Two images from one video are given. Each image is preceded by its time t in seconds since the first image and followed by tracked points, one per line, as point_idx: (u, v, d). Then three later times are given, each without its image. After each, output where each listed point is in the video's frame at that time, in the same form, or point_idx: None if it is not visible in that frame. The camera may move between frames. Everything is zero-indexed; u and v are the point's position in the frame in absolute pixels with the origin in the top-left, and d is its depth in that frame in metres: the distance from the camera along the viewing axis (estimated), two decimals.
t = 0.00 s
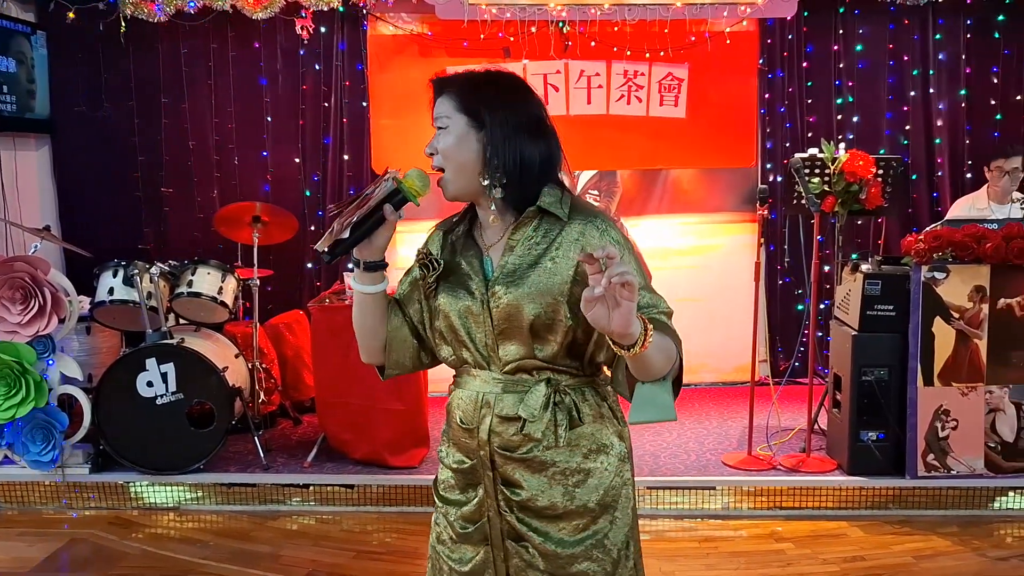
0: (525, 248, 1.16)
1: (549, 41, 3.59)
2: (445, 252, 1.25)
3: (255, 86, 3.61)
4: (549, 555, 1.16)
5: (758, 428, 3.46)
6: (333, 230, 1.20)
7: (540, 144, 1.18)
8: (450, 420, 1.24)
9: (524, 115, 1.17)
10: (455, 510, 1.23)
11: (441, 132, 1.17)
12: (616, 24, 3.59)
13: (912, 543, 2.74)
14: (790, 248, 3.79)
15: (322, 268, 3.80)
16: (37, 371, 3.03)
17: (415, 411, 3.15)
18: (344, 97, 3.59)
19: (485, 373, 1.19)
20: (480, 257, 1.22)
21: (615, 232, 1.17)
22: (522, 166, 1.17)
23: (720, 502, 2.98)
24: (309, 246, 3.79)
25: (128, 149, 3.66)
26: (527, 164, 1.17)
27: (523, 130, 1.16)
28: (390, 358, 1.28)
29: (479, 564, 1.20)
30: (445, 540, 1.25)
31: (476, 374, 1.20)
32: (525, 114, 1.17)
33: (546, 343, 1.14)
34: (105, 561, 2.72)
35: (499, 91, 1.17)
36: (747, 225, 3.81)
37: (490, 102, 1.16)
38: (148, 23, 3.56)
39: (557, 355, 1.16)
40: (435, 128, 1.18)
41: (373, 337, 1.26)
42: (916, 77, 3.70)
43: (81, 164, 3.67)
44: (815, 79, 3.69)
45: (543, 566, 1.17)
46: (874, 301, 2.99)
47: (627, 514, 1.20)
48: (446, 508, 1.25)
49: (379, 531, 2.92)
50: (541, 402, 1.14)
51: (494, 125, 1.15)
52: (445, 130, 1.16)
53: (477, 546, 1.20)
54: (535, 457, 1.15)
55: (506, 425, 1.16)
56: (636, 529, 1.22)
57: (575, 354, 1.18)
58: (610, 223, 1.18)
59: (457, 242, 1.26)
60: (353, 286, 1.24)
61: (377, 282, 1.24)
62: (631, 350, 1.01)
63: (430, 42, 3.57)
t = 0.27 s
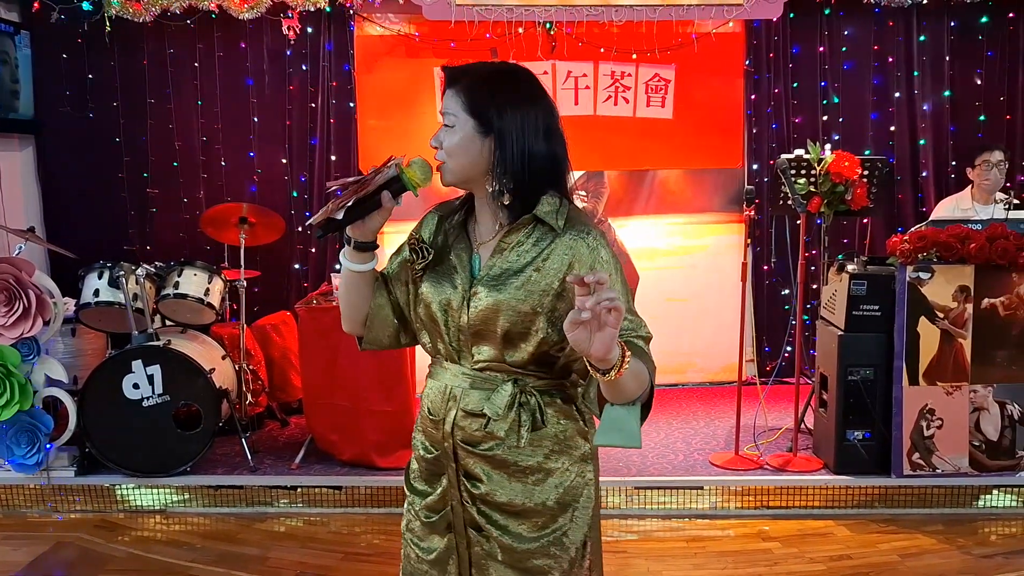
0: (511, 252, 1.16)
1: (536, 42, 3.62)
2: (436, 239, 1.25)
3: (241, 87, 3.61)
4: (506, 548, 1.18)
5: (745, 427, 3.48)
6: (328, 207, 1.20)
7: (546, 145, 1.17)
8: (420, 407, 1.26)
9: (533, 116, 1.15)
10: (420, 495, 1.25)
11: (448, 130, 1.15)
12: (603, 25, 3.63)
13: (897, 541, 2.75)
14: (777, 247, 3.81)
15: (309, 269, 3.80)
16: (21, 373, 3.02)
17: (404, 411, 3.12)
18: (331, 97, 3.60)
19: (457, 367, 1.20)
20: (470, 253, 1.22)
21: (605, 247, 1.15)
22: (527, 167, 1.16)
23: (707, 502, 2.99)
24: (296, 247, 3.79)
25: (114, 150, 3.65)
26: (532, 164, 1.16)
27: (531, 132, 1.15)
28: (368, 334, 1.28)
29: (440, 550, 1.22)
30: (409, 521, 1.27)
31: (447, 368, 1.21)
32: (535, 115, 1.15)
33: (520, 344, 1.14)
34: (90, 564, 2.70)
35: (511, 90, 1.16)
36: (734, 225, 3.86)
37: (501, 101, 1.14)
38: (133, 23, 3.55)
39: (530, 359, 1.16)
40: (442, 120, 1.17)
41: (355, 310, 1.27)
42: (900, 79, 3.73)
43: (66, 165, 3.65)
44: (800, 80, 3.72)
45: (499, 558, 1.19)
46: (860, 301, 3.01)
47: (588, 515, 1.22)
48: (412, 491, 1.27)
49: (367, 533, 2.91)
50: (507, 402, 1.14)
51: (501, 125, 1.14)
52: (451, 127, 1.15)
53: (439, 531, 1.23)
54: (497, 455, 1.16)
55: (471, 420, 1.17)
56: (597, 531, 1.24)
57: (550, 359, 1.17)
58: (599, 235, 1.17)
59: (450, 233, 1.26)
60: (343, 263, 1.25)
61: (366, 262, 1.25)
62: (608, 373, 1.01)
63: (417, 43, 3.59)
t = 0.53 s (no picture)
0: (479, 258, 1.17)
1: (524, 41, 3.63)
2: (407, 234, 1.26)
3: (228, 85, 3.60)
4: (449, 542, 1.19)
5: (734, 426, 3.48)
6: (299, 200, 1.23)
7: (522, 157, 1.16)
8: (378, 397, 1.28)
9: (509, 128, 1.15)
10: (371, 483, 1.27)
11: (422, 140, 1.16)
12: (592, 24, 3.65)
13: (886, 539, 2.76)
14: (765, 247, 3.82)
15: (297, 269, 3.79)
16: (6, 374, 2.99)
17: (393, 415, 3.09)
18: (319, 96, 3.59)
19: (413, 362, 1.22)
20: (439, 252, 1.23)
21: (573, 259, 1.14)
22: (501, 178, 1.16)
23: (697, 501, 2.98)
24: (284, 247, 3.79)
25: (100, 150, 3.63)
26: (506, 175, 1.16)
27: (506, 144, 1.15)
28: (334, 321, 1.29)
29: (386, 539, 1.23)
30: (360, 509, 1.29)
31: (404, 362, 1.23)
32: (511, 127, 1.15)
33: (477, 344, 1.16)
34: (75, 566, 2.66)
35: (489, 100, 1.15)
36: (724, 225, 3.86)
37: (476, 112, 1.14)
38: (119, 21, 3.54)
39: (486, 361, 1.17)
40: (418, 128, 1.18)
41: (322, 296, 1.28)
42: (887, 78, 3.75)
43: (51, 164, 3.62)
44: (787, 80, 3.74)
45: (443, 551, 1.20)
46: (848, 300, 3.02)
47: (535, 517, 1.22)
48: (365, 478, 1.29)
49: (355, 534, 2.89)
50: (458, 400, 1.16)
51: (476, 137, 1.14)
52: (424, 136, 1.16)
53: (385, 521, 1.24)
54: (445, 451, 1.18)
55: (422, 414, 1.19)
56: (546, 534, 1.24)
57: (509, 362, 1.18)
58: (570, 247, 1.16)
59: (419, 232, 1.27)
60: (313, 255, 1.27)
61: (335, 255, 1.27)
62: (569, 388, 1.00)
63: (405, 42, 3.61)
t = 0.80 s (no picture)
0: (424, 264, 1.18)
1: (514, 41, 3.65)
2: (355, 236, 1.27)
3: (217, 85, 3.60)
4: (388, 540, 1.22)
5: (725, 425, 3.49)
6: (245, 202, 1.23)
7: (467, 166, 1.18)
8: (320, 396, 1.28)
9: (454, 136, 1.16)
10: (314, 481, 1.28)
11: (372, 143, 1.18)
12: (582, 24, 3.66)
13: (875, 537, 2.76)
14: (755, 246, 3.85)
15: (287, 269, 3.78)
16: None
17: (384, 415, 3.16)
18: (308, 96, 3.59)
19: (355, 364, 1.23)
20: (386, 256, 1.25)
21: (514, 269, 1.16)
22: (446, 186, 1.17)
23: (687, 500, 2.99)
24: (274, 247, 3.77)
25: (87, 149, 3.61)
26: (451, 183, 1.17)
27: (451, 153, 1.16)
28: (281, 318, 1.30)
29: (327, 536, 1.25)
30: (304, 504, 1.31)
31: (347, 364, 1.24)
32: (457, 135, 1.16)
33: (418, 348, 1.17)
34: (63, 568, 2.64)
35: (437, 108, 1.17)
36: (714, 224, 3.87)
37: (424, 119, 1.16)
38: (107, 20, 3.52)
39: (427, 366, 1.18)
40: (368, 133, 1.20)
41: (271, 293, 1.30)
42: (876, 78, 3.77)
43: (38, 164, 3.60)
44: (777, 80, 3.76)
45: (383, 549, 1.23)
46: (837, 300, 3.03)
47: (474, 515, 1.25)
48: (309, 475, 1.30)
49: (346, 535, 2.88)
50: (396, 404, 1.17)
51: (422, 144, 1.16)
52: (373, 141, 1.18)
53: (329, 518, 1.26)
54: (382, 454, 1.20)
55: (361, 418, 1.20)
56: (486, 531, 1.27)
57: (450, 369, 1.20)
58: (514, 257, 1.18)
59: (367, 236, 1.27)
60: (260, 254, 1.28)
61: (282, 253, 1.28)
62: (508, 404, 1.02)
63: (395, 41, 3.61)
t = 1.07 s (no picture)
0: (382, 265, 1.18)
1: (508, 40, 3.64)
2: (313, 238, 1.26)
3: (211, 84, 3.59)
4: (354, 540, 1.22)
5: (720, 424, 3.49)
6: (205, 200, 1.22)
7: (424, 165, 1.18)
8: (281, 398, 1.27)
9: (412, 136, 1.17)
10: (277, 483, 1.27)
11: (329, 138, 1.18)
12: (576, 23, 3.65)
13: (870, 536, 2.76)
14: (749, 245, 3.86)
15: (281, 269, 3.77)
16: None
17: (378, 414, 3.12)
18: (302, 95, 3.57)
19: (315, 367, 1.22)
20: (344, 257, 1.24)
21: (473, 269, 1.18)
22: (402, 184, 1.18)
23: (682, 499, 2.98)
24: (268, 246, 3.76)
25: (79, 148, 3.59)
26: (407, 182, 1.18)
27: (408, 151, 1.17)
28: (238, 319, 1.29)
29: (292, 538, 1.24)
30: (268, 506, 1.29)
31: (308, 367, 1.23)
32: (415, 134, 1.17)
33: (377, 351, 1.17)
34: (55, 569, 2.63)
35: (395, 107, 1.17)
36: (709, 223, 3.88)
37: (383, 116, 1.16)
38: (99, 19, 3.51)
39: (388, 368, 1.18)
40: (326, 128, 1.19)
41: (225, 294, 1.28)
42: (870, 76, 3.77)
43: (30, 164, 3.58)
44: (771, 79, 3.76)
45: (348, 549, 1.23)
46: (832, 298, 3.03)
47: (439, 511, 1.26)
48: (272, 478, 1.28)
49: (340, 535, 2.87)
50: (358, 406, 1.16)
51: (381, 141, 1.16)
52: (331, 136, 1.17)
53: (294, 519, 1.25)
54: (347, 455, 1.20)
55: (324, 420, 1.19)
56: (449, 526, 1.28)
57: (411, 370, 1.20)
58: (470, 257, 1.19)
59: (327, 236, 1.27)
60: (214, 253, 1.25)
61: (238, 253, 1.26)
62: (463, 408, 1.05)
63: (389, 40, 3.60)
